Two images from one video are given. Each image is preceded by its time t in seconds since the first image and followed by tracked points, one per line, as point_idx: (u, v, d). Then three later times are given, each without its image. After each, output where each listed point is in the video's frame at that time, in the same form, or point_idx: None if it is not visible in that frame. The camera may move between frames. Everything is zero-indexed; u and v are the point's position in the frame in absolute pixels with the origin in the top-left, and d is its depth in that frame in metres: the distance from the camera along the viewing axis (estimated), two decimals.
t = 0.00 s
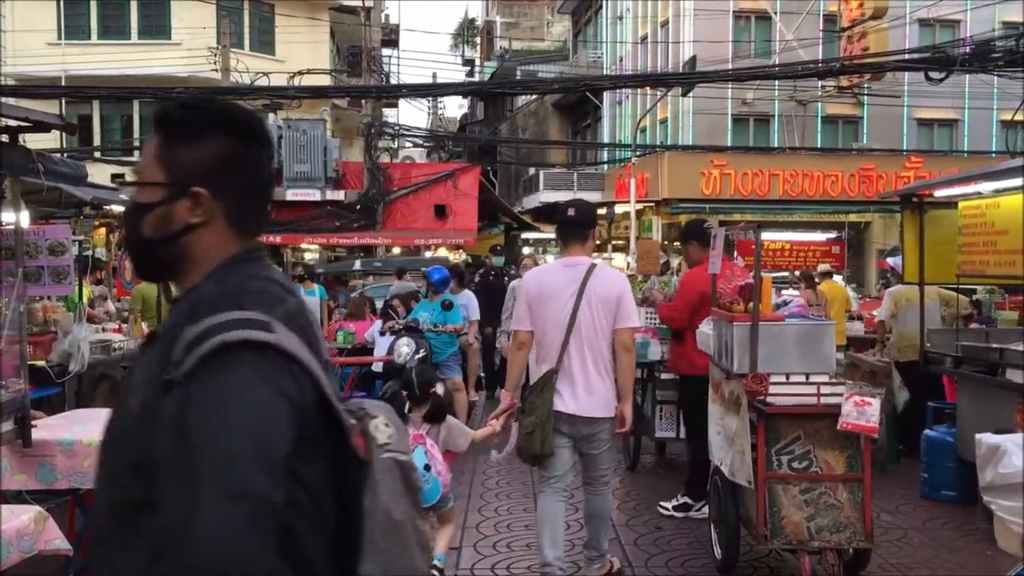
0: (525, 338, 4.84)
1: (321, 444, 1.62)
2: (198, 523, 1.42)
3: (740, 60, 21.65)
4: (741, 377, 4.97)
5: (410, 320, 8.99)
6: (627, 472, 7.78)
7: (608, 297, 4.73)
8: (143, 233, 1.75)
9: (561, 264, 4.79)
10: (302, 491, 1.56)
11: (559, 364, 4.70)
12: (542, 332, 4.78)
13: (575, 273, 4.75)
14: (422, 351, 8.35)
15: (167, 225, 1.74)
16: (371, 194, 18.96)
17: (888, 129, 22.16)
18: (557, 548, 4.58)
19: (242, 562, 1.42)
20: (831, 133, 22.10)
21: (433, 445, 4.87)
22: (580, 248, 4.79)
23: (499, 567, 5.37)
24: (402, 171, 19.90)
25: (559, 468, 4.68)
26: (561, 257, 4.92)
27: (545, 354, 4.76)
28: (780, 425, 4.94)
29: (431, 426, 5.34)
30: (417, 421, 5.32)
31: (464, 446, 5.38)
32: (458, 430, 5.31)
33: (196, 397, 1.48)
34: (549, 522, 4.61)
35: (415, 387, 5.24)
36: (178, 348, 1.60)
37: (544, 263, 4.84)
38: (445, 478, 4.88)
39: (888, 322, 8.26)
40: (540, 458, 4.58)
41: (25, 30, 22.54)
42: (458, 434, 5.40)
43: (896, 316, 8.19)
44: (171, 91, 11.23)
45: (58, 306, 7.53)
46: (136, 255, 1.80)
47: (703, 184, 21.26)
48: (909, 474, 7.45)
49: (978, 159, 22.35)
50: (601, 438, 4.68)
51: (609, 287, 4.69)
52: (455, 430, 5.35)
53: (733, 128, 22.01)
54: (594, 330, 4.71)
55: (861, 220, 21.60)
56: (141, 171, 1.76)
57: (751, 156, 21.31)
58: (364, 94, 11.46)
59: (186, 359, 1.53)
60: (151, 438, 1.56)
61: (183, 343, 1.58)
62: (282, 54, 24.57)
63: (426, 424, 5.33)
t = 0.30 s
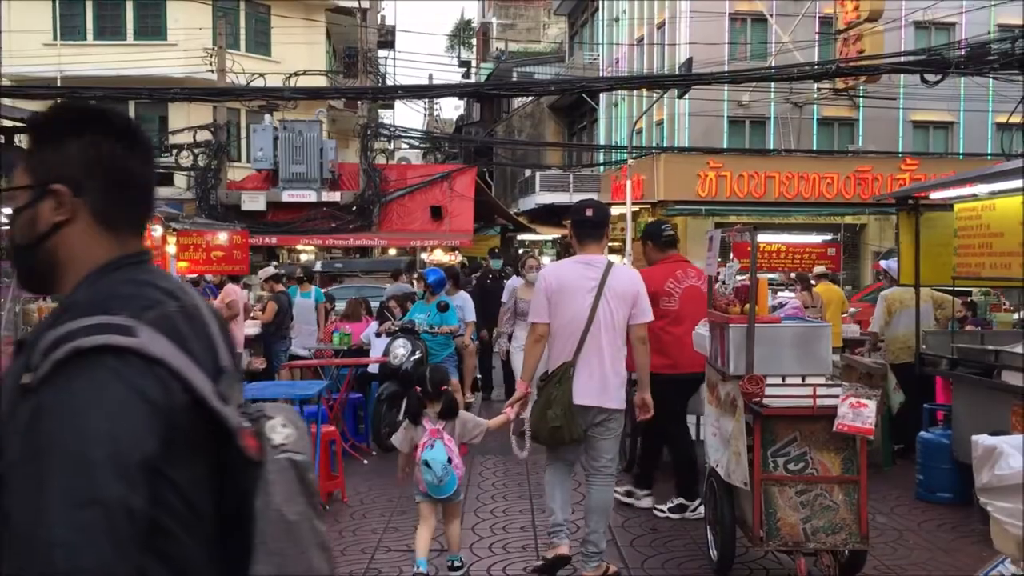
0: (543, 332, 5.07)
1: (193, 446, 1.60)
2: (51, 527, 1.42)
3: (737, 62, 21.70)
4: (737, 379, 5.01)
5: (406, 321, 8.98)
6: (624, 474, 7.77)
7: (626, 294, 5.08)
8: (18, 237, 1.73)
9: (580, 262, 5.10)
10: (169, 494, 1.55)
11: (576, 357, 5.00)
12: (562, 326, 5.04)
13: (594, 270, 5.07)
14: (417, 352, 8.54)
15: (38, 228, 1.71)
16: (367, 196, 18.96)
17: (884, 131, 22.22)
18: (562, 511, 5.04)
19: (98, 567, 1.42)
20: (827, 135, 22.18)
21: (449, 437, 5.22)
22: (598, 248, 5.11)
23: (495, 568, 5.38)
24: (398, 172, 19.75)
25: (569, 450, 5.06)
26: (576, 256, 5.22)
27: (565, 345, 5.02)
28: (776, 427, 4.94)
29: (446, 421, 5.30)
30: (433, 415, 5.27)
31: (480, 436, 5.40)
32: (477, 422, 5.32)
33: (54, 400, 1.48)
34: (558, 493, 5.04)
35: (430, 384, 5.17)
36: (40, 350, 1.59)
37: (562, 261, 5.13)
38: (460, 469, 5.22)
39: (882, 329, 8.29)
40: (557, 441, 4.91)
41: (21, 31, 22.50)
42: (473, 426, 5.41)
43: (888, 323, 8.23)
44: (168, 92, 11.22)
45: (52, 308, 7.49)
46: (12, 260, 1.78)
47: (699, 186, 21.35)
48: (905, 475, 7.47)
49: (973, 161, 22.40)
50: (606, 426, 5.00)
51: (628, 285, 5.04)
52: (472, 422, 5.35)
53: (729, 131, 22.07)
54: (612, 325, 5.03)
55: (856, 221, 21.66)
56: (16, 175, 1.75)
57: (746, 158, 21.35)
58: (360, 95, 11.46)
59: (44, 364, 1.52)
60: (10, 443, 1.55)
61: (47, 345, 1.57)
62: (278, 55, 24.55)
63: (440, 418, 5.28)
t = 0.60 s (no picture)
0: (541, 341, 5.06)
1: (56, 435, 1.98)
2: None
3: (731, 69, 21.79)
4: (731, 386, 5.03)
5: (399, 327, 8.97)
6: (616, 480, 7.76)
7: (619, 301, 5.09)
8: None
9: (573, 272, 5.13)
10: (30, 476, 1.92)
11: (572, 364, 5.02)
12: (558, 334, 5.06)
13: (587, 279, 5.10)
14: (410, 357, 8.64)
15: None
16: (360, 201, 18.92)
17: (877, 139, 22.30)
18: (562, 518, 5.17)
19: None
20: (820, 142, 22.26)
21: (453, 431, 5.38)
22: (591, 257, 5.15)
23: (489, 574, 5.36)
24: (392, 178, 19.73)
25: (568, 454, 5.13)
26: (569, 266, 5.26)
27: (561, 352, 5.04)
28: (769, 433, 4.96)
29: (450, 415, 5.44)
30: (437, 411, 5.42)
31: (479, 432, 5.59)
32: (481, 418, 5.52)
33: None
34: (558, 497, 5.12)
35: (438, 378, 5.30)
36: None
37: (555, 271, 5.16)
38: (464, 461, 5.36)
39: (877, 336, 8.25)
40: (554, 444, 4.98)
41: (15, 35, 22.45)
42: (476, 423, 5.59)
43: (885, 329, 8.19)
44: (162, 97, 11.22)
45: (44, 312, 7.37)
46: None
47: (693, 193, 21.32)
48: (897, 482, 7.48)
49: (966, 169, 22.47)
50: (598, 429, 4.99)
51: (619, 292, 5.05)
52: (475, 419, 5.53)
53: (723, 138, 22.15)
54: (607, 330, 5.04)
55: (849, 228, 21.72)
56: None
57: (740, 165, 21.39)
58: (355, 101, 11.47)
59: None
60: None
61: None
62: (272, 61, 24.54)
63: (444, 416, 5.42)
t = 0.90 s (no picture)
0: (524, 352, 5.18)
1: None
2: None
3: (724, 83, 21.90)
4: (724, 399, 5.03)
5: (392, 338, 8.97)
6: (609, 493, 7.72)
7: (598, 307, 5.19)
8: None
9: (551, 283, 5.25)
10: None
11: (558, 371, 5.10)
12: (541, 343, 5.16)
13: (564, 288, 5.20)
14: (402, 369, 8.64)
15: None
16: (354, 212, 18.91)
17: (869, 153, 22.41)
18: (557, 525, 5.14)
19: None
20: (813, 155, 22.35)
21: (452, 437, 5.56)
22: (566, 267, 5.27)
23: None
24: (386, 189, 19.75)
25: (557, 459, 5.10)
26: (547, 277, 5.38)
27: (545, 361, 5.14)
28: (761, 447, 4.96)
29: (450, 421, 5.66)
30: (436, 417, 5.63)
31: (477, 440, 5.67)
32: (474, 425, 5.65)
33: None
34: (553, 503, 5.11)
35: (435, 387, 5.64)
36: None
37: (533, 284, 5.28)
38: (460, 467, 5.51)
39: (869, 347, 8.29)
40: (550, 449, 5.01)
41: (9, 44, 22.39)
42: (473, 430, 5.78)
43: (877, 341, 8.22)
44: (155, 107, 11.20)
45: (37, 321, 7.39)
46: None
47: (687, 206, 21.41)
48: (891, 496, 7.48)
49: (958, 183, 22.62)
50: (590, 435, 5.11)
51: (595, 297, 5.14)
52: (471, 425, 5.66)
53: (716, 150, 22.21)
54: (587, 338, 5.14)
55: (842, 242, 21.82)
56: None
57: (733, 178, 21.48)
58: (349, 111, 11.48)
59: None
60: None
61: None
62: (266, 71, 24.53)
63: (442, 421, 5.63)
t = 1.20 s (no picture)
0: (518, 366, 5.26)
1: None
2: None
3: (719, 102, 22.03)
4: (720, 417, 5.04)
5: (386, 354, 8.93)
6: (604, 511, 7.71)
7: (589, 325, 5.31)
8: None
9: (545, 300, 5.35)
10: None
11: (550, 386, 5.20)
12: (535, 357, 5.25)
13: (558, 305, 5.31)
14: (397, 386, 8.62)
15: None
16: (349, 228, 18.92)
17: (864, 172, 22.53)
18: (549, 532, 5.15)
19: None
20: (808, 174, 22.47)
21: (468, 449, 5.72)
22: (561, 285, 5.37)
23: None
24: (381, 206, 19.80)
25: (548, 471, 5.17)
26: (540, 293, 5.47)
27: (538, 375, 5.23)
28: (757, 466, 4.95)
29: (464, 434, 5.78)
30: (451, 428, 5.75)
31: (489, 453, 5.90)
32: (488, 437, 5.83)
33: None
34: (544, 513, 5.16)
35: (450, 401, 5.75)
36: None
37: (528, 300, 5.37)
38: (476, 478, 5.71)
39: (865, 366, 8.37)
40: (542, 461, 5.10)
41: (6, 59, 22.43)
42: (486, 443, 5.93)
43: (874, 360, 8.29)
44: (153, 122, 11.22)
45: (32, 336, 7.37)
46: None
47: (681, 224, 21.48)
48: (886, 514, 7.49)
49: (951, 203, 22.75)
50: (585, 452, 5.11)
51: (587, 315, 5.27)
52: (484, 439, 5.86)
53: (711, 169, 22.30)
54: (580, 354, 5.25)
55: (836, 260, 21.90)
56: None
57: (728, 197, 21.55)
58: (346, 128, 11.52)
59: None
60: None
61: None
62: (263, 87, 24.60)
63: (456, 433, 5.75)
